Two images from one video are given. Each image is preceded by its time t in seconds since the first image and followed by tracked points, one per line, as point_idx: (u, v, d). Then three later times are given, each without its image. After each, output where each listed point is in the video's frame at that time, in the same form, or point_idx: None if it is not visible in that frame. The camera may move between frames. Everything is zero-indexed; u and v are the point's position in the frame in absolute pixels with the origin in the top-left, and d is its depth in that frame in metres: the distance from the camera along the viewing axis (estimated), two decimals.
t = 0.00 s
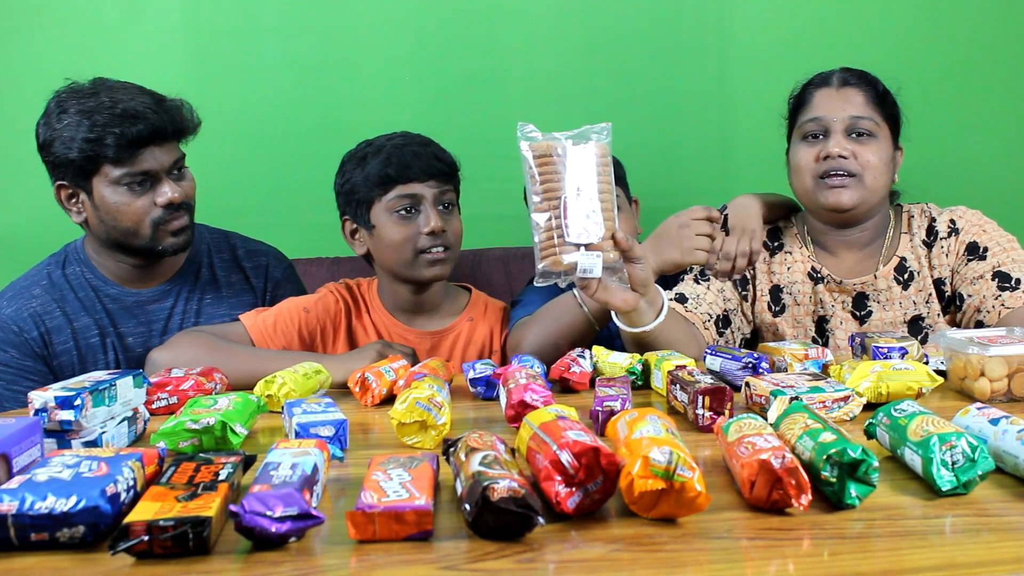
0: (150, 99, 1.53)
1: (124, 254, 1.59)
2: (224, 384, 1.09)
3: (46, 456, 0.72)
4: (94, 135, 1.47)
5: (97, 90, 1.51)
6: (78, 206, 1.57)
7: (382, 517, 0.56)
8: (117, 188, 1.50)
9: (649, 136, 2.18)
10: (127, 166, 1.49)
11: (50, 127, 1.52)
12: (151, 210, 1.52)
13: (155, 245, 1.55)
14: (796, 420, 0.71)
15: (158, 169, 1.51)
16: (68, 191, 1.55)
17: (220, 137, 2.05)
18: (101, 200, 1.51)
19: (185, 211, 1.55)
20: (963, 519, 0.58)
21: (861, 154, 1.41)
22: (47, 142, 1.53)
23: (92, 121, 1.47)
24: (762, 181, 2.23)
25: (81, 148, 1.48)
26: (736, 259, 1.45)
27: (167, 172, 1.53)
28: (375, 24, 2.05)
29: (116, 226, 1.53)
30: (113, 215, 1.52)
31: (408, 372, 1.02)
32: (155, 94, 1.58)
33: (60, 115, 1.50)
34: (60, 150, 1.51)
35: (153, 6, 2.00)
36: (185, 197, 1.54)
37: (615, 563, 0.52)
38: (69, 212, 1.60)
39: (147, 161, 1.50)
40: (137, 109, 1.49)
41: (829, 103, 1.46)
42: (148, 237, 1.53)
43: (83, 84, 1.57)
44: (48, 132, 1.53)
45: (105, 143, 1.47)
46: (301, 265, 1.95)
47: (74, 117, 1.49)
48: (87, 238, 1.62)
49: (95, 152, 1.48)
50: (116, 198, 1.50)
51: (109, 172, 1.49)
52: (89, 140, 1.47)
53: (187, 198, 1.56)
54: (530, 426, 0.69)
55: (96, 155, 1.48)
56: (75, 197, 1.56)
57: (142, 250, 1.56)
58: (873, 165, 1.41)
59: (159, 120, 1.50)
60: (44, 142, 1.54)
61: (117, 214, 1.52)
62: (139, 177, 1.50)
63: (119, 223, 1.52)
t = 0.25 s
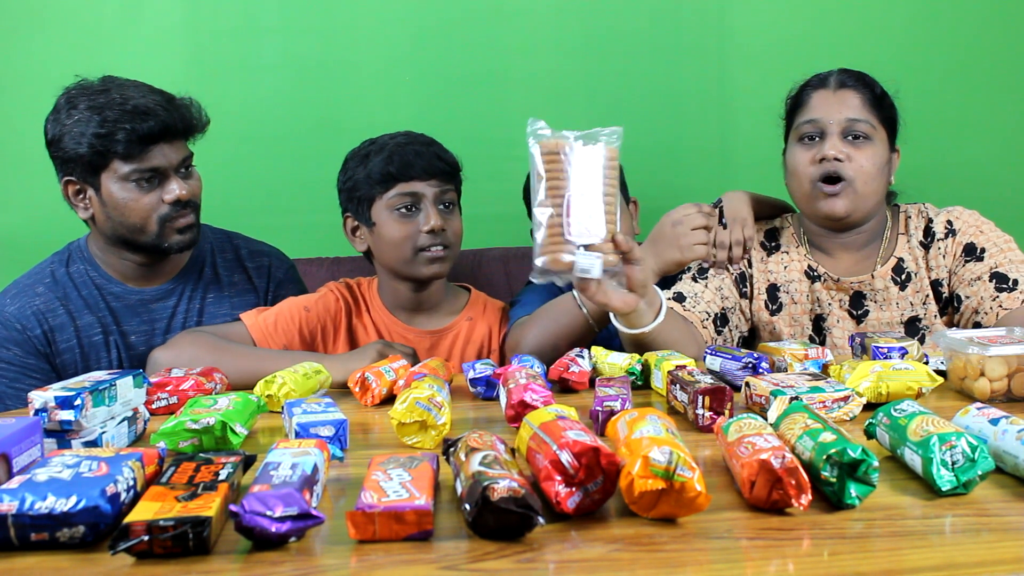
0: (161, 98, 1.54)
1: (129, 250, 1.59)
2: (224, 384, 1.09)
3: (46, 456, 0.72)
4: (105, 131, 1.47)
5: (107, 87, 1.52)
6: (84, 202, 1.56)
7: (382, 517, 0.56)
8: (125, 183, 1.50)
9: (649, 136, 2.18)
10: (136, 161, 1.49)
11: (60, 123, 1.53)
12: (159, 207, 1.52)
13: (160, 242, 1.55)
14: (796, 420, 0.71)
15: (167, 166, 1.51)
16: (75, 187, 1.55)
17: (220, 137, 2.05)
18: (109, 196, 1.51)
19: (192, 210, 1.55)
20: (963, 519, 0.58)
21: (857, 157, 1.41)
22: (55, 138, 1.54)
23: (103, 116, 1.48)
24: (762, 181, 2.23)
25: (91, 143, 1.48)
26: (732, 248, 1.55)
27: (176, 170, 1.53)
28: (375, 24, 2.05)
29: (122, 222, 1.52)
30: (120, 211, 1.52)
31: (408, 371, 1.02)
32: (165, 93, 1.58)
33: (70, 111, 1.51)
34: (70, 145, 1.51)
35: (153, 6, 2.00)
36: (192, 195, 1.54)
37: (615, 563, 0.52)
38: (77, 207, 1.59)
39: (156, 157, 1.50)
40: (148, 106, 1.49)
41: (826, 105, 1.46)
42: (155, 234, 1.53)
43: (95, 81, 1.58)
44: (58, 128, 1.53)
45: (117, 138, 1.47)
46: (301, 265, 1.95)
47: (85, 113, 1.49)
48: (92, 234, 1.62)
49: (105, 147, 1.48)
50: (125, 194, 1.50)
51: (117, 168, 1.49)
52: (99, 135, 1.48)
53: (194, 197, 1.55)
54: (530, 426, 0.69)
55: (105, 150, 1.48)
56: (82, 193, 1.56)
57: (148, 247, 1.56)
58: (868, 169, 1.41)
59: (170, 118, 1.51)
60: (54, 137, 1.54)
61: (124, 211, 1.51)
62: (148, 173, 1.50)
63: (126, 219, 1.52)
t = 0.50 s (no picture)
0: (157, 97, 1.54)
1: (127, 249, 1.59)
2: (224, 384, 1.09)
3: (46, 456, 0.72)
4: (102, 129, 1.47)
5: (104, 87, 1.52)
6: (83, 200, 1.57)
7: (382, 517, 0.56)
8: (122, 182, 1.50)
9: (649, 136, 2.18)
10: (133, 160, 1.49)
11: (58, 123, 1.52)
12: (156, 205, 1.52)
13: (158, 241, 1.55)
14: (796, 420, 0.71)
15: (164, 164, 1.51)
16: (74, 185, 1.55)
17: (220, 137, 2.05)
18: (106, 194, 1.51)
19: (189, 208, 1.55)
20: (963, 519, 0.58)
21: (857, 160, 1.41)
22: (53, 137, 1.54)
23: (100, 115, 1.48)
24: (762, 181, 2.23)
25: (88, 142, 1.48)
26: (730, 248, 1.52)
27: (173, 168, 1.53)
28: (375, 24, 2.05)
29: (120, 220, 1.53)
30: (118, 209, 1.52)
31: (408, 371, 1.01)
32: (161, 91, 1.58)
33: (69, 110, 1.51)
34: (67, 144, 1.51)
35: (153, 7, 2.00)
36: (189, 193, 1.54)
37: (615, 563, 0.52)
38: (74, 206, 1.59)
39: (153, 155, 1.50)
40: (144, 104, 1.49)
41: (826, 106, 1.46)
42: (152, 232, 1.53)
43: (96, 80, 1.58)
44: (57, 127, 1.53)
45: (113, 137, 1.47)
46: (301, 265, 1.95)
47: (82, 111, 1.49)
48: (92, 233, 1.62)
49: (102, 145, 1.48)
50: (121, 192, 1.50)
51: (114, 166, 1.49)
52: (96, 133, 1.48)
53: (191, 195, 1.55)
54: (530, 426, 0.69)
55: (102, 149, 1.49)
56: (80, 192, 1.56)
57: (146, 245, 1.56)
58: (869, 171, 1.42)
59: (167, 116, 1.50)
60: (52, 136, 1.54)
61: (122, 209, 1.51)
62: (145, 172, 1.50)
63: (123, 217, 1.52)
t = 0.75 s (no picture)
0: (135, 102, 1.52)
1: (123, 254, 1.59)
2: (224, 384, 1.09)
3: (46, 456, 0.72)
4: (81, 143, 1.47)
5: (81, 92, 1.52)
6: (76, 211, 1.57)
7: (382, 517, 0.56)
8: (109, 192, 1.49)
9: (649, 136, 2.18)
10: (117, 169, 1.48)
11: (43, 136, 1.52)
12: (146, 212, 1.51)
13: (153, 244, 1.55)
14: (796, 420, 0.71)
15: (150, 169, 1.50)
16: (64, 198, 1.56)
17: (220, 137, 2.05)
18: (95, 205, 1.51)
19: (180, 208, 1.55)
20: (963, 519, 0.58)
21: (859, 161, 1.41)
22: (39, 149, 1.54)
23: (80, 128, 1.47)
24: (762, 180, 2.23)
25: (71, 157, 1.48)
26: (736, 254, 1.48)
27: (160, 171, 1.52)
28: (375, 24, 2.05)
29: (112, 228, 1.52)
30: (109, 218, 1.51)
31: (408, 372, 1.01)
32: (140, 92, 1.57)
33: (54, 122, 1.51)
34: (53, 157, 1.51)
35: (153, 7, 2.00)
36: (178, 194, 1.54)
37: (615, 563, 0.52)
38: (69, 216, 1.60)
39: (137, 162, 1.49)
40: (120, 113, 1.48)
41: (828, 107, 1.46)
42: (145, 237, 1.53)
43: (72, 87, 1.57)
44: (42, 140, 1.53)
45: (94, 150, 1.46)
46: (301, 265, 1.95)
47: (64, 125, 1.49)
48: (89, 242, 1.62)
49: (84, 158, 1.47)
50: (110, 200, 1.50)
51: (99, 177, 1.49)
52: (77, 148, 1.47)
53: (181, 196, 1.55)
54: (530, 426, 0.69)
55: (85, 162, 1.48)
56: (71, 202, 1.56)
57: (141, 250, 1.56)
58: (872, 173, 1.42)
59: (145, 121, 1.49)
60: (38, 148, 1.54)
61: (112, 217, 1.51)
62: (130, 180, 1.49)
63: (115, 225, 1.52)
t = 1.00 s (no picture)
0: (121, 108, 1.50)
1: (111, 259, 1.59)
2: (224, 384, 1.09)
3: (46, 456, 0.72)
4: (65, 150, 1.46)
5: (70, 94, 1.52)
6: (65, 214, 1.57)
7: (382, 517, 0.56)
8: (94, 198, 1.49)
9: (649, 136, 2.18)
10: (101, 177, 1.47)
11: (32, 136, 1.51)
12: (131, 218, 1.51)
13: (137, 250, 1.55)
14: (796, 420, 0.71)
15: (134, 177, 1.49)
16: (52, 202, 1.56)
17: (220, 137, 2.05)
18: (81, 210, 1.51)
19: (166, 216, 1.54)
20: (963, 519, 0.58)
21: (862, 160, 1.41)
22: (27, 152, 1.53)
23: (62, 135, 1.46)
24: (762, 180, 2.23)
25: (55, 164, 1.48)
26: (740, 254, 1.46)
27: (145, 179, 1.50)
28: (375, 24, 2.05)
29: (98, 234, 1.52)
30: (94, 224, 1.51)
31: (408, 371, 1.02)
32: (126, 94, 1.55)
33: (38, 130, 1.50)
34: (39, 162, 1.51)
35: (153, 7, 2.00)
36: (163, 202, 1.53)
37: (615, 563, 0.52)
38: (57, 219, 1.61)
39: (122, 169, 1.48)
40: (104, 121, 1.46)
41: (831, 105, 1.46)
42: (131, 244, 1.53)
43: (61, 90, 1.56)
44: (29, 144, 1.52)
45: (76, 158, 1.46)
46: (301, 265, 1.95)
47: (50, 131, 1.48)
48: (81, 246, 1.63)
49: (68, 165, 1.47)
50: (95, 206, 1.49)
51: (84, 184, 1.48)
52: (62, 156, 1.47)
53: (167, 204, 1.54)
54: (530, 426, 0.69)
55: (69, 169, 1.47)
56: (60, 206, 1.57)
57: (127, 254, 1.56)
58: (874, 170, 1.42)
59: (125, 130, 1.46)
60: (25, 153, 1.54)
61: (97, 223, 1.51)
62: (114, 187, 1.48)
63: (100, 231, 1.52)
